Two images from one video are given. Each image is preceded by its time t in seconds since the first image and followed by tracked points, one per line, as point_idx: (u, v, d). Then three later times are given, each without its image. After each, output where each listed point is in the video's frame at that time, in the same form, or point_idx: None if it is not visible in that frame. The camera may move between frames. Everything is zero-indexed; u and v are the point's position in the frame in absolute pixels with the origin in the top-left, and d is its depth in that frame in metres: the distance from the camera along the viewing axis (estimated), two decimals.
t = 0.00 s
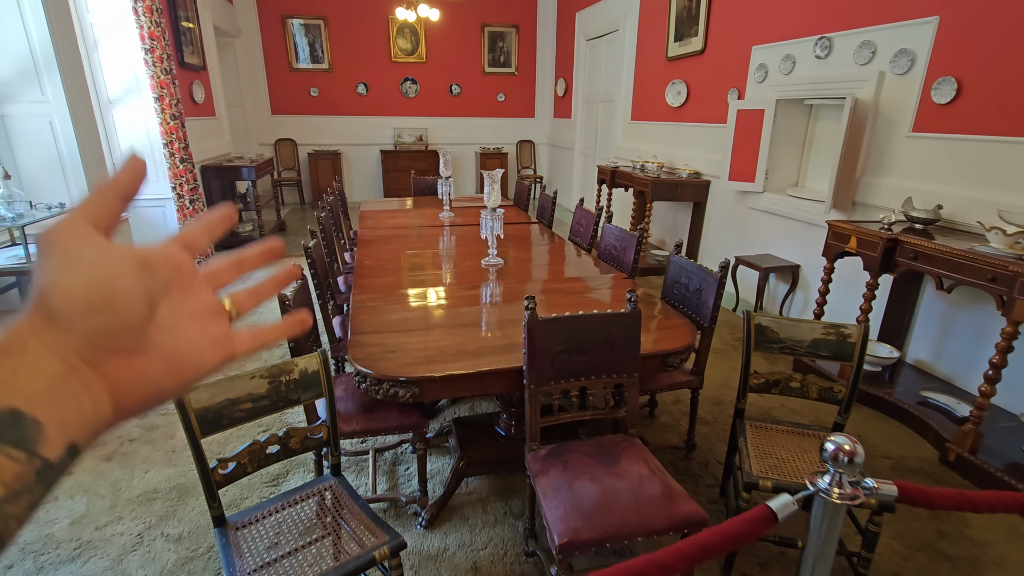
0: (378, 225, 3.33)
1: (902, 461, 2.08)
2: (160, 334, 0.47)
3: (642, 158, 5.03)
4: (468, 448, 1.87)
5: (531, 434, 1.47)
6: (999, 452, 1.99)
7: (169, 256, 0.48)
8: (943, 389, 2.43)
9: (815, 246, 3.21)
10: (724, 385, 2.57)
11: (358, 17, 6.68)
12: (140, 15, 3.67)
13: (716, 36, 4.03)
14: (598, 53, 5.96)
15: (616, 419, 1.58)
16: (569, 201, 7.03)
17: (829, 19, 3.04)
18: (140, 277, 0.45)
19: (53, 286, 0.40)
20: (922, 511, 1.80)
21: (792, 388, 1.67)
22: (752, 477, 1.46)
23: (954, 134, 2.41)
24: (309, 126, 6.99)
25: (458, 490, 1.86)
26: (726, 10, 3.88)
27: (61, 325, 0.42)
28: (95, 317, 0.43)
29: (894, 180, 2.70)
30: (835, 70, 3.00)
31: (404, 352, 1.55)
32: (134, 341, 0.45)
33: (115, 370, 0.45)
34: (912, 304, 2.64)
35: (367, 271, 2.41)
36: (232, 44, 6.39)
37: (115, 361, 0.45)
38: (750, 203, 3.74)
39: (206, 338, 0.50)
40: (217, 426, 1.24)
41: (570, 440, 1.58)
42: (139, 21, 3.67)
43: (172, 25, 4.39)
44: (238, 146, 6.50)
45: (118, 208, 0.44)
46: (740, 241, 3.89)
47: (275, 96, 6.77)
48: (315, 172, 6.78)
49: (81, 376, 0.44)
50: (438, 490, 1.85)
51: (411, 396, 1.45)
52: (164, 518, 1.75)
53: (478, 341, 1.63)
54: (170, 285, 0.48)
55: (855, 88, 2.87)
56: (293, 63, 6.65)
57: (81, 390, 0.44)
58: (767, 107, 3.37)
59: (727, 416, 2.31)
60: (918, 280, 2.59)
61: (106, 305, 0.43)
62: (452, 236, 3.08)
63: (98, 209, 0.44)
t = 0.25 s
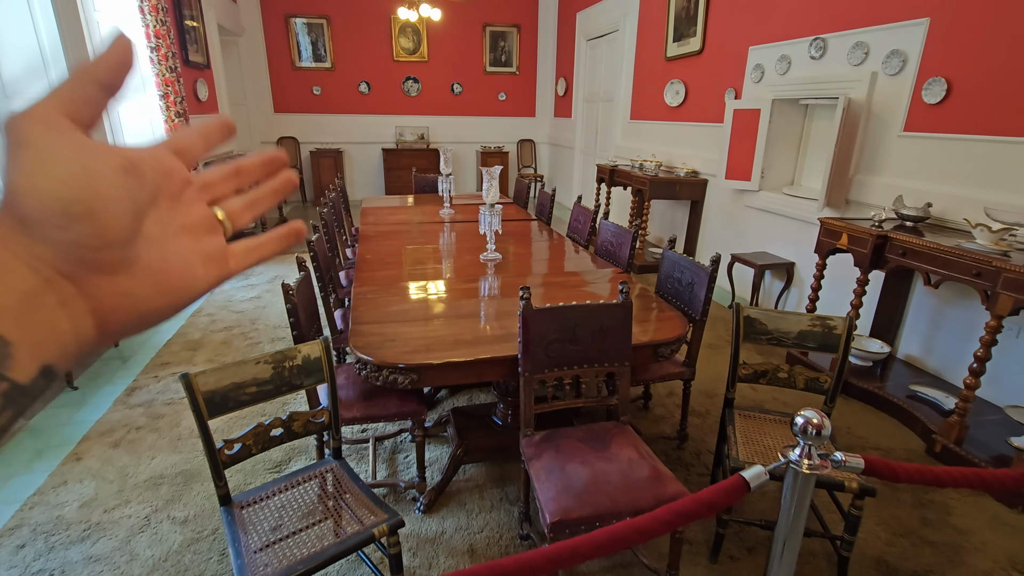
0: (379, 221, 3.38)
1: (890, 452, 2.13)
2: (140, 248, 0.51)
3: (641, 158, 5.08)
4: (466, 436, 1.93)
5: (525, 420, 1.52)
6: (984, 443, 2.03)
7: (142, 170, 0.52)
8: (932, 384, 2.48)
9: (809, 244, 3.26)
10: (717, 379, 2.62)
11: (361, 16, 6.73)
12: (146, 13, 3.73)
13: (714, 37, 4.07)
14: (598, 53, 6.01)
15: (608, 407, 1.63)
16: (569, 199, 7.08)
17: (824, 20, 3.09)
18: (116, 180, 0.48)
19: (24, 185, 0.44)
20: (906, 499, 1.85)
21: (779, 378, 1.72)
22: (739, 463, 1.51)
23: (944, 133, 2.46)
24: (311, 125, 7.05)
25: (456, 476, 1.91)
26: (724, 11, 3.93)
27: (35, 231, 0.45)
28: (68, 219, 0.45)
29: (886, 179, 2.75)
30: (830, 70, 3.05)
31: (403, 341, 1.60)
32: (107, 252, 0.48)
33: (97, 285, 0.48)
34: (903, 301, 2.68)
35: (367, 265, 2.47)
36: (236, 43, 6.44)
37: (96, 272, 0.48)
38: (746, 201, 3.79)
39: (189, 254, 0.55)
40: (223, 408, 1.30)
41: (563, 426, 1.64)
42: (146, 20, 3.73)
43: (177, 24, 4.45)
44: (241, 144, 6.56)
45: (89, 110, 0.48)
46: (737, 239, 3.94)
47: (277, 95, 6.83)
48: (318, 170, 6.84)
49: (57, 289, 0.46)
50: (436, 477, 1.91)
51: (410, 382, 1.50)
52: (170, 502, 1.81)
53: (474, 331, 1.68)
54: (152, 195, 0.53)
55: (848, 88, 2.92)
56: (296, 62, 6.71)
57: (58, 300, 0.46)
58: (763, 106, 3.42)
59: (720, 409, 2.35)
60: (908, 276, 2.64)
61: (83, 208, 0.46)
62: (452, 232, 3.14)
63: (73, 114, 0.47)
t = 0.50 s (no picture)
0: (380, 220, 3.41)
1: (884, 449, 2.16)
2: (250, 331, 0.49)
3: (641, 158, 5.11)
4: (466, 432, 1.96)
5: (524, 415, 1.55)
6: (976, 440, 2.07)
7: (282, 255, 0.52)
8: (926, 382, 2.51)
9: (806, 244, 3.29)
10: (714, 377, 2.65)
11: (362, 16, 6.77)
12: (149, 14, 3.75)
13: (712, 38, 4.11)
14: (598, 53, 6.04)
15: (605, 402, 1.67)
16: (569, 199, 7.11)
17: (821, 22, 3.12)
18: (253, 272, 0.46)
19: (179, 260, 0.44)
20: (899, 495, 1.88)
21: (773, 374, 1.76)
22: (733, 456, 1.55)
23: (938, 134, 2.48)
24: (312, 124, 7.08)
25: (455, 472, 1.94)
26: (723, 12, 3.96)
27: (171, 300, 0.46)
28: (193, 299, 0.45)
29: (882, 179, 2.78)
30: (827, 71, 3.08)
31: (404, 336, 1.63)
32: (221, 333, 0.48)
33: (199, 357, 0.48)
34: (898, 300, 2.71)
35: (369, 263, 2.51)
36: (237, 42, 6.47)
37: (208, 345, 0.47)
38: (744, 201, 3.82)
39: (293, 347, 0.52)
40: (229, 401, 1.33)
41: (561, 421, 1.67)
42: (148, 20, 3.76)
43: (179, 23, 4.49)
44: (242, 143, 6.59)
45: (259, 206, 0.47)
46: (735, 239, 3.97)
47: (279, 94, 6.86)
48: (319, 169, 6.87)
49: (172, 356, 0.47)
50: (437, 471, 1.94)
51: (411, 376, 1.53)
52: (174, 495, 1.84)
53: (474, 328, 1.71)
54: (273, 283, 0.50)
55: (845, 90, 2.95)
56: (297, 62, 6.74)
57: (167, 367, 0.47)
58: (761, 107, 3.45)
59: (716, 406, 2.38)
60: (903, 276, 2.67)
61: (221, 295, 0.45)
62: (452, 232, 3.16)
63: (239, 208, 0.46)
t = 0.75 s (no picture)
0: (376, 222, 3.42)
1: (876, 450, 2.19)
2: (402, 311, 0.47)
3: (636, 159, 5.13)
4: (462, 434, 1.97)
5: (519, 417, 1.56)
6: (967, 441, 2.09)
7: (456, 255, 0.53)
8: (918, 383, 2.54)
9: (799, 246, 3.31)
10: (708, 378, 2.67)
11: (358, 17, 6.76)
12: (144, 14, 3.74)
13: (707, 41, 4.13)
14: (594, 55, 6.06)
15: (600, 404, 1.68)
16: (564, 200, 7.13)
17: (814, 26, 3.14)
18: (428, 256, 0.49)
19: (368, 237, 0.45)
20: (890, 495, 1.90)
21: (766, 377, 1.78)
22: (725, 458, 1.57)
23: (930, 138, 2.51)
24: (308, 125, 7.07)
25: (452, 474, 1.95)
26: (718, 15, 3.98)
27: (348, 277, 0.44)
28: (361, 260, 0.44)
29: (874, 182, 2.80)
30: (820, 75, 3.11)
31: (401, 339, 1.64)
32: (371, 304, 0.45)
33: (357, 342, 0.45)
34: (890, 302, 2.74)
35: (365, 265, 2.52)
36: (232, 42, 6.46)
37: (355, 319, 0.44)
38: (738, 203, 3.85)
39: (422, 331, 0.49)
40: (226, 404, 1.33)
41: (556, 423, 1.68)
42: (144, 21, 3.75)
43: (174, 24, 4.48)
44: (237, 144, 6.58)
45: (444, 184, 0.51)
46: (729, 241, 4.00)
47: (274, 95, 6.85)
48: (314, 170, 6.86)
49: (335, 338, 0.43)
50: (432, 474, 1.95)
51: (407, 379, 1.54)
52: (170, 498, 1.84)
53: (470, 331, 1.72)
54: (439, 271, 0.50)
55: (838, 93, 2.97)
56: (292, 62, 6.74)
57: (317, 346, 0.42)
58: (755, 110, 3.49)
59: (710, 407, 2.40)
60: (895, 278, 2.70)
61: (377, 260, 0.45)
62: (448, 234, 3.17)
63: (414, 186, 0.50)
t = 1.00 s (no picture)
0: (367, 223, 3.39)
1: (868, 450, 2.20)
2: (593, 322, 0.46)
3: (628, 159, 5.14)
4: (456, 438, 1.95)
5: (514, 421, 1.55)
6: (958, 440, 2.11)
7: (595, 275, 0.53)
8: (909, 382, 2.56)
9: (791, 246, 3.33)
10: (701, 379, 2.67)
11: (347, 16, 6.71)
12: (130, 12, 3.68)
13: (698, 41, 4.14)
14: (585, 55, 6.06)
15: (594, 407, 1.67)
16: (556, 200, 7.12)
17: (805, 27, 3.16)
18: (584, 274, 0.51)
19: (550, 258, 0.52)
20: (883, 495, 1.91)
21: (760, 378, 1.78)
22: (720, 460, 1.56)
23: (919, 139, 2.53)
24: (297, 124, 7.00)
25: (445, 478, 1.93)
26: (709, 16, 3.99)
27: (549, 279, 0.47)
28: (571, 295, 0.45)
29: (865, 182, 2.82)
30: (810, 76, 3.12)
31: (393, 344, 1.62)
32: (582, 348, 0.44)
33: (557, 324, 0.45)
34: (880, 302, 2.76)
35: (357, 268, 2.49)
36: (220, 41, 6.38)
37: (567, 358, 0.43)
38: (730, 203, 3.86)
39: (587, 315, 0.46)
40: (215, 412, 1.31)
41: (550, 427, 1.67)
42: (130, 19, 3.68)
43: (161, 22, 4.41)
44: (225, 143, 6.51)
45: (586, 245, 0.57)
46: (721, 241, 4.01)
47: (263, 94, 6.77)
48: (304, 170, 6.80)
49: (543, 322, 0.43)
50: (426, 478, 1.92)
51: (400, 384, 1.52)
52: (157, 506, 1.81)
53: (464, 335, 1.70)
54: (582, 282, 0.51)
55: (828, 94, 2.99)
56: (281, 61, 6.67)
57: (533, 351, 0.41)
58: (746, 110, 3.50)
59: (704, 408, 2.40)
60: (886, 278, 2.71)
61: (592, 302, 0.46)
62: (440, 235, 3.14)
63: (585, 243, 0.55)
